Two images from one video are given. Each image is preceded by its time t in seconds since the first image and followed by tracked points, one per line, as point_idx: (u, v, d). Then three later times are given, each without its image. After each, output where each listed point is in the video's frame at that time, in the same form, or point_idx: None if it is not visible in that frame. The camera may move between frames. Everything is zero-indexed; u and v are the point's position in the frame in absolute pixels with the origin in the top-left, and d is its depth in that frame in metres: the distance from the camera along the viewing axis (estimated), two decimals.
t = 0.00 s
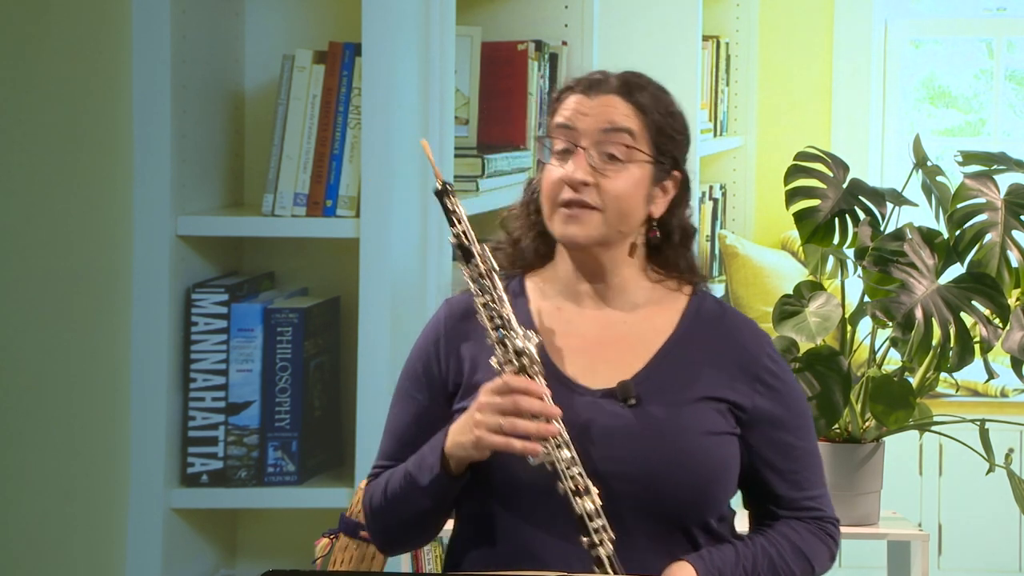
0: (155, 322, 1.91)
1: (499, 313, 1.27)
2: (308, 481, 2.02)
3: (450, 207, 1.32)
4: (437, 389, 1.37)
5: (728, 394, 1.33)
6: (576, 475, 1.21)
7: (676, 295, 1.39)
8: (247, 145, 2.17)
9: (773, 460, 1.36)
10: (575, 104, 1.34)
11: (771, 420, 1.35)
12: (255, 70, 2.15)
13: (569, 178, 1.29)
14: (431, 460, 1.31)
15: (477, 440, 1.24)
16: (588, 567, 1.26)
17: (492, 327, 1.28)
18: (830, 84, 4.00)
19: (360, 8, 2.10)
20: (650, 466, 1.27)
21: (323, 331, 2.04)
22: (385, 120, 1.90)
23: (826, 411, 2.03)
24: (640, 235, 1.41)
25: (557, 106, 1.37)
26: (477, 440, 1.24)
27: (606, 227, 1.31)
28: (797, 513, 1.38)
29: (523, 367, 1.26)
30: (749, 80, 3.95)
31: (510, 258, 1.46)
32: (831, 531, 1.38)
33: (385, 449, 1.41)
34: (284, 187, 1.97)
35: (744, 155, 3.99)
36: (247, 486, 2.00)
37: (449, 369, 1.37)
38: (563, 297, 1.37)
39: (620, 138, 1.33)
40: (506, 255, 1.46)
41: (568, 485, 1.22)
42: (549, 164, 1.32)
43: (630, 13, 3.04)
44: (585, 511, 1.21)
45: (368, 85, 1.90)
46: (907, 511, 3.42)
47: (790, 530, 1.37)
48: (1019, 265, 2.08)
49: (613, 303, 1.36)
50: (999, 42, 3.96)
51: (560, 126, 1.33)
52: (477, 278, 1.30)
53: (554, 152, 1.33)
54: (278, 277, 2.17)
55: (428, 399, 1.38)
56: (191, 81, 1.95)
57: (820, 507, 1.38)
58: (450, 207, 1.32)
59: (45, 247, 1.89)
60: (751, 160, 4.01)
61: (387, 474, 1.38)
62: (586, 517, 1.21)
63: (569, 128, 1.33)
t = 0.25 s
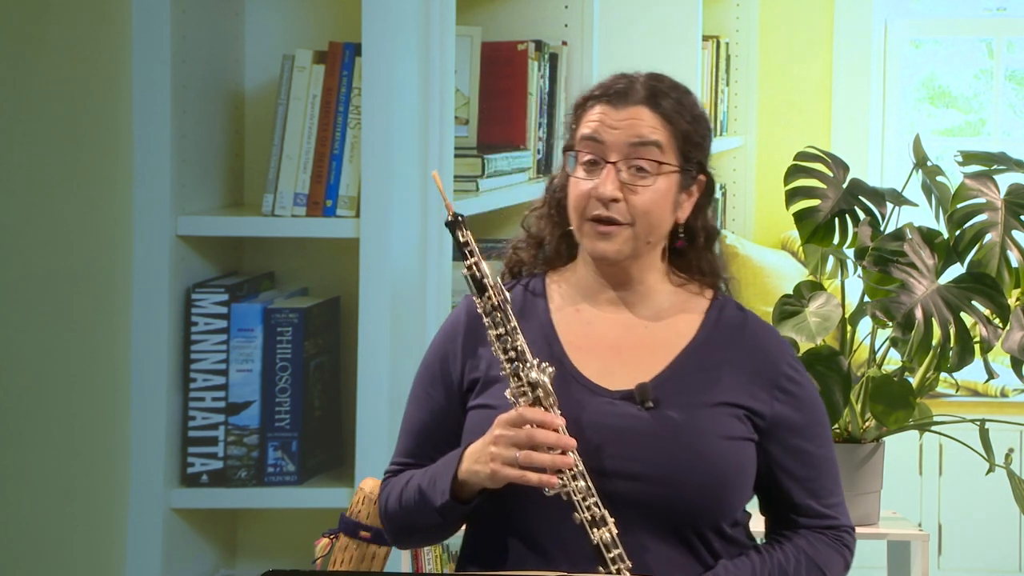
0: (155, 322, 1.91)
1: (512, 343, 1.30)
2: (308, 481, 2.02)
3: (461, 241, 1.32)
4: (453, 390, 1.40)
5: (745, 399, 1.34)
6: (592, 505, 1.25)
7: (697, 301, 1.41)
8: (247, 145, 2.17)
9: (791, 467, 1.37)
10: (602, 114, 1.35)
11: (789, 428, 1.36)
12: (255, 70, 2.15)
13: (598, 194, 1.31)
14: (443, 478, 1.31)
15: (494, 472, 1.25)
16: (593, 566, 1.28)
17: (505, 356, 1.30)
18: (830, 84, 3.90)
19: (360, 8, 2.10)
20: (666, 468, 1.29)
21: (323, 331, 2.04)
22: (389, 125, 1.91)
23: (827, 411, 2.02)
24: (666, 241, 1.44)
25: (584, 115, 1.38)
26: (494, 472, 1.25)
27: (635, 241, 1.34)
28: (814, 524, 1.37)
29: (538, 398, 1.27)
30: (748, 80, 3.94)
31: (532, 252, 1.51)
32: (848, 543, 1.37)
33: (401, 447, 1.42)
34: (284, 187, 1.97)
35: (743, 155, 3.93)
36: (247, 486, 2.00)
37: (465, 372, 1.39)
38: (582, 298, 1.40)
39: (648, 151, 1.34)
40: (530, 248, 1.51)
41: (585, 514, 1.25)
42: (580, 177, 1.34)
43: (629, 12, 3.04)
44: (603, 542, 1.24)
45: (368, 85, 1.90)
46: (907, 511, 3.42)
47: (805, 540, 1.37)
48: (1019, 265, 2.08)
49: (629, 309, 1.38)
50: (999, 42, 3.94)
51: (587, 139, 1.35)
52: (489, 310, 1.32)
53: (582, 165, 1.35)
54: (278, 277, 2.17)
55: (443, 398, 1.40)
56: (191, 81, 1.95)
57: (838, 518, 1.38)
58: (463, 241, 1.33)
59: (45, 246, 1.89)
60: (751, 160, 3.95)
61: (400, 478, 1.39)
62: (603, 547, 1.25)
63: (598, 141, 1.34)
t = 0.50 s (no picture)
0: (155, 322, 1.90)
1: (528, 344, 1.30)
2: (308, 481, 2.02)
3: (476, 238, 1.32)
4: (465, 392, 1.40)
5: (759, 400, 1.35)
6: (605, 507, 1.26)
7: (708, 301, 1.41)
8: (247, 145, 2.17)
9: (803, 468, 1.38)
10: (616, 116, 1.34)
11: (801, 429, 1.37)
12: (255, 70, 2.15)
13: (614, 197, 1.31)
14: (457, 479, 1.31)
15: (506, 472, 1.25)
16: (606, 566, 1.29)
17: (520, 357, 1.30)
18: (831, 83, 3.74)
19: (361, 8, 2.10)
20: (682, 469, 1.29)
21: (323, 331, 2.04)
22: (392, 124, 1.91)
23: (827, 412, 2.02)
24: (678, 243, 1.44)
25: (597, 117, 1.37)
26: (506, 472, 1.25)
27: (651, 242, 1.34)
28: (825, 524, 1.38)
29: (552, 399, 1.28)
30: (749, 80, 3.79)
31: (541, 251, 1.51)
32: (858, 543, 1.38)
33: (410, 450, 1.42)
34: (284, 187, 1.97)
35: (744, 155, 3.79)
36: (247, 486, 2.00)
37: (477, 373, 1.39)
38: (594, 299, 1.40)
39: (664, 153, 1.34)
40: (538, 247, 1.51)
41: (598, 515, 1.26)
42: (594, 180, 1.34)
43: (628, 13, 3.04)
44: (614, 543, 1.25)
45: (368, 85, 1.90)
46: (907, 511, 3.42)
47: (815, 540, 1.38)
48: (1020, 265, 2.08)
49: (642, 309, 1.39)
50: (999, 41, 3.82)
51: (601, 141, 1.34)
52: (505, 309, 1.33)
53: (597, 169, 1.34)
54: (278, 277, 2.18)
55: (454, 398, 1.40)
56: (191, 81, 1.95)
57: (848, 518, 1.39)
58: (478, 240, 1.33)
59: (45, 247, 1.91)
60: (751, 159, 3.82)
61: (412, 481, 1.38)
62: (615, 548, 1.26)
63: (613, 144, 1.33)
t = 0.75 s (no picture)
0: (155, 323, 1.90)
1: (533, 346, 1.29)
2: (308, 481, 2.02)
3: (478, 244, 1.33)
4: (467, 394, 1.40)
5: (762, 399, 1.35)
6: (611, 509, 1.26)
7: (710, 301, 1.41)
8: (247, 145, 2.17)
9: (806, 466, 1.38)
10: (616, 116, 1.34)
11: (803, 428, 1.37)
12: (255, 70, 2.15)
13: (618, 197, 1.31)
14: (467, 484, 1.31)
15: (513, 477, 1.26)
16: (612, 567, 1.29)
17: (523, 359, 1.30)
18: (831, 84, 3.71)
19: (361, 8, 2.09)
20: (687, 468, 1.29)
21: (323, 331, 2.04)
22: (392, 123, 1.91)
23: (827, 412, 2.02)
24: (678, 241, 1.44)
25: (596, 118, 1.37)
26: (514, 477, 1.26)
27: (656, 241, 1.34)
28: (827, 522, 1.38)
29: (557, 401, 1.28)
30: (749, 81, 3.77)
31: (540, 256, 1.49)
32: (858, 540, 1.38)
33: (413, 452, 1.42)
34: (284, 187, 1.97)
35: (744, 155, 3.76)
36: (247, 486, 2.00)
37: (479, 375, 1.39)
38: (596, 301, 1.40)
39: (666, 152, 1.34)
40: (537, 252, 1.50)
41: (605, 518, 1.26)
42: (596, 180, 1.33)
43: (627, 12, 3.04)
44: (622, 544, 1.25)
45: (368, 85, 1.90)
46: (906, 511, 3.41)
47: (817, 538, 1.38)
48: (1019, 265, 2.08)
49: (647, 308, 1.39)
50: (999, 42, 3.80)
51: (603, 142, 1.34)
52: (508, 313, 1.32)
53: (599, 170, 1.34)
54: (277, 277, 2.17)
55: (456, 400, 1.40)
56: (191, 81, 1.95)
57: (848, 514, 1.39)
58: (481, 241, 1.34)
59: (45, 247, 1.90)
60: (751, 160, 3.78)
61: (416, 483, 1.38)
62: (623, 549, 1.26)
63: (614, 144, 1.33)
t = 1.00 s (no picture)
0: (155, 323, 1.91)
1: (528, 343, 1.27)
2: (308, 481, 2.02)
3: (473, 239, 1.32)
4: (458, 396, 1.38)
5: (752, 395, 1.34)
6: (606, 505, 1.24)
7: (696, 298, 1.40)
8: (247, 145, 2.17)
9: (792, 461, 1.37)
10: (599, 110, 1.35)
11: (790, 423, 1.36)
12: (255, 71, 2.15)
13: (610, 187, 1.30)
14: (463, 484, 1.29)
15: (510, 477, 1.23)
16: (606, 566, 1.28)
17: (518, 355, 1.28)
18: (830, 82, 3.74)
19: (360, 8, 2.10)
20: (683, 467, 1.28)
21: (323, 331, 2.04)
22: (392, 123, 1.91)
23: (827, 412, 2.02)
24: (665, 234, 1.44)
25: (579, 115, 1.37)
26: (511, 477, 1.23)
27: (651, 232, 1.32)
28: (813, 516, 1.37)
29: (552, 397, 1.25)
30: (748, 80, 3.83)
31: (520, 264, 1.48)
32: (842, 534, 1.37)
33: (403, 456, 1.40)
34: (284, 187, 1.97)
35: (743, 155, 3.82)
36: (247, 486, 2.00)
37: (471, 377, 1.37)
38: (583, 300, 1.39)
39: (653, 141, 1.33)
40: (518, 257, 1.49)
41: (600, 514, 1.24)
42: (584, 174, 1.32)
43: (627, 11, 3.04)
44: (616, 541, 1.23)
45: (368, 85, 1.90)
46: (906, 512, 3.41)
47: (804, 534, 1.36)
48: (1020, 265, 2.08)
49: (637, 304, 1.38)
50: (999, 42, 3.77)
51: (590, 136, 1.33)
52: (505, 309, 1.30)
53: (587, 164, 1.33)
54: (278, 277, 2.18)
55: (446, 402, 1.38)
56: (190, 81, 1.96)
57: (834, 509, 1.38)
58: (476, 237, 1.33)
59: (43, 246, 1.90)
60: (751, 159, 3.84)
61: (410, 485, 1.36)
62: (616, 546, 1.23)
63: (601, 137, 1.33)
